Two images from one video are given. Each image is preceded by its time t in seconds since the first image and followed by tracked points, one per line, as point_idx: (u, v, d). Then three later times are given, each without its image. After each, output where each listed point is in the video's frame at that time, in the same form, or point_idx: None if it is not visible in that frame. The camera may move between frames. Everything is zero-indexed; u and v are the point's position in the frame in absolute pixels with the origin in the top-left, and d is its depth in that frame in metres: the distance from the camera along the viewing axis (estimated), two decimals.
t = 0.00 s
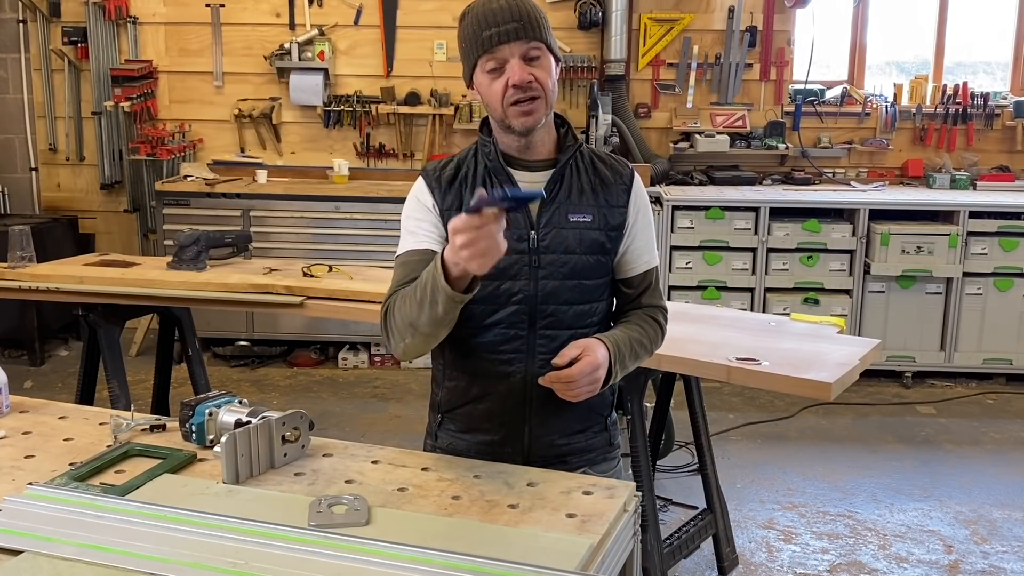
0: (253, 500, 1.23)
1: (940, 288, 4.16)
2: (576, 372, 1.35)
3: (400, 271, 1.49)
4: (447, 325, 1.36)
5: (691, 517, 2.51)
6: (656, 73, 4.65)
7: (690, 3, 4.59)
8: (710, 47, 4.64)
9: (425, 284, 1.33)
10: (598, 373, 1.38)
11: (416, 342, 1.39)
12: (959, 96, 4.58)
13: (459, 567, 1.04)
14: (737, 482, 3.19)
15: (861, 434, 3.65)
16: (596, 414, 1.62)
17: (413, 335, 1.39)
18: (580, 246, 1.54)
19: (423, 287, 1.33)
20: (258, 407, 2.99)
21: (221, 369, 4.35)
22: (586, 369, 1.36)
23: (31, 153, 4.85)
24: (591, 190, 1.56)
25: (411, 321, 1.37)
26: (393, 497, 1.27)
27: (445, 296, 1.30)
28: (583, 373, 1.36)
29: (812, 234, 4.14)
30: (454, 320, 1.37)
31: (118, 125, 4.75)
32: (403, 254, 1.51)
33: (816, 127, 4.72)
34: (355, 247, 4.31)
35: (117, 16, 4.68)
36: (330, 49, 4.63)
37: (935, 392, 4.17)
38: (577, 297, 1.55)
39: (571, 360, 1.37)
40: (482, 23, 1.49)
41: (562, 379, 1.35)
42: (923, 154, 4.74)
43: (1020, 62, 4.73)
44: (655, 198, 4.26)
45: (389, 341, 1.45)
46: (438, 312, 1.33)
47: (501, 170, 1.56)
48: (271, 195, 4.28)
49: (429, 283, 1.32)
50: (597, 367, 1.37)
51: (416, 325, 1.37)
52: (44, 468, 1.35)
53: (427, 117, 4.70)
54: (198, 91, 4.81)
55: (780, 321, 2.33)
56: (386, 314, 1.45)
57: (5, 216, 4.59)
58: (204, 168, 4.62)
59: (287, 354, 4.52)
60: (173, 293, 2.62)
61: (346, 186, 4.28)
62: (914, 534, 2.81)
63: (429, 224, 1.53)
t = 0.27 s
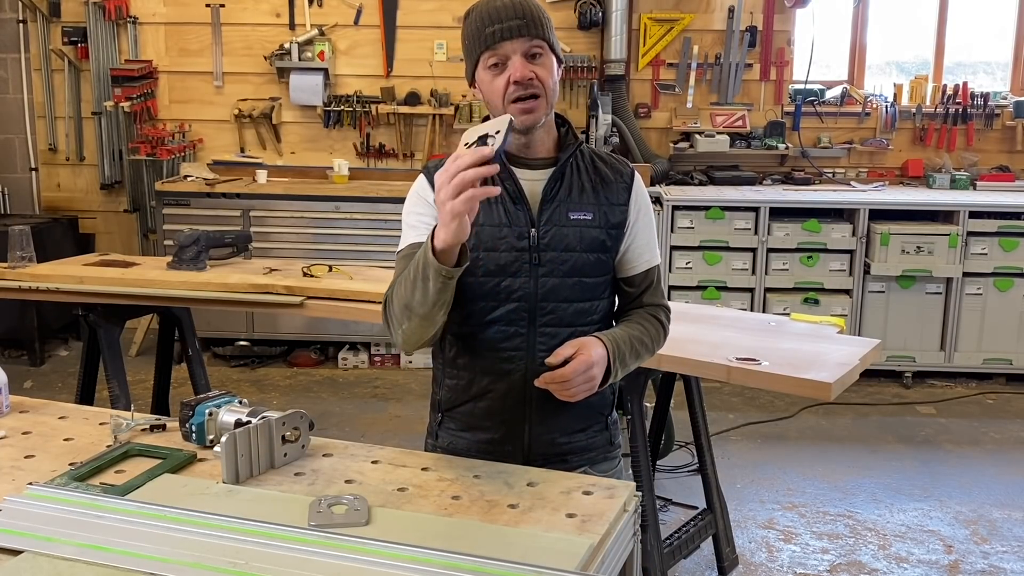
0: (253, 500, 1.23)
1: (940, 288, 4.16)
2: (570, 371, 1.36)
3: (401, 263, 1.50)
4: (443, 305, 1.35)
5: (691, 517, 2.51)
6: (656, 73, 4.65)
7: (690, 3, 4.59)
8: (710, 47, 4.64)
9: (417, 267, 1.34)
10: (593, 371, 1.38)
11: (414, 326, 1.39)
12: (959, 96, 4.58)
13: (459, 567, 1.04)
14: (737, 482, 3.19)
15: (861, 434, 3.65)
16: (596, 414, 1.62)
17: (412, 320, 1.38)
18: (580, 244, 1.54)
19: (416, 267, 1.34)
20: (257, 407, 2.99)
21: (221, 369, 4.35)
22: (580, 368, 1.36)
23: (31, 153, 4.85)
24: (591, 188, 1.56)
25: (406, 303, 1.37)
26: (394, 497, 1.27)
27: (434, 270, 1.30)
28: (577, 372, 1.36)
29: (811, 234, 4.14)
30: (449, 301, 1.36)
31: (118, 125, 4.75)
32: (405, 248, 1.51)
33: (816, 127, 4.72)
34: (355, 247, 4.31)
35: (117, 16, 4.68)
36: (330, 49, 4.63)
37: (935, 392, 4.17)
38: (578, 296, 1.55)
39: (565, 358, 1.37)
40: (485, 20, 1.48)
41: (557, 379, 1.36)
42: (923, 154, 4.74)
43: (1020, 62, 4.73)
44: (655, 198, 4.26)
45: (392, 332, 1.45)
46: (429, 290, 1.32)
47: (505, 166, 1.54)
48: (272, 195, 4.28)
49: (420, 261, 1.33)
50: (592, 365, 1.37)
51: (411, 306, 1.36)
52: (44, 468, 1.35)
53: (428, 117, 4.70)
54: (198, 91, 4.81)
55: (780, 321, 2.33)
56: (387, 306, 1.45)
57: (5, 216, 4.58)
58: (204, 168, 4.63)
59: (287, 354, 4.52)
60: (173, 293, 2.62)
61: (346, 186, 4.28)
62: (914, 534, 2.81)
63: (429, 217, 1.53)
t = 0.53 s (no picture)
0: (253, 500, 1.23)
1: (940, 288, 4.16)
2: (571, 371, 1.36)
3: (412, 262, 1.49)
4: (462, 308, 1.35)
5: (691, 517, 2.51)
6: (656, 73, 4.65)
7: (690, 3, 4.59)
8: (710, 47, 4.64)
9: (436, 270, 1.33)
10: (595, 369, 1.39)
11: (431, 327, 1.38)
12: (959, 96, 4.58)
13: (459, 567, 1.04)
14: (737, 482, 3.19)
15: (861, 435, 3.65)
16: (597, 413, 1.62)
17: (428, 321, 1.37)
18: (583, 243, 1.54)
19: (435, 270, 1.33)
20: (258, 407, 2.99)
21: (221, 369, 4.35)
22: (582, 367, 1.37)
23: (30, 153, 4.85)
24: (593, 188, 1.56)
25: (425, 305, 1.36)
26: (393, 497, 1.27)
27: (457, 276, 1.29)
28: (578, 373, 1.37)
29: (812, 235, 4.14)
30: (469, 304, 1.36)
31: (118, 125, 4.75)
32: (411, 245, 1.51)
33: (816, 127, 4.73)
34: (355, 247, 4.31)
35: (117, 16, 4.68)
36: (330, 49, 4.63)
37: (935, 392, 4.17)
38: (581, 294, 1.55)
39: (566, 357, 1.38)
40: (484, 25, 1.48)
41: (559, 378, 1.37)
42: (923, 154, 4.74)
43: (1020, 62, 4.73)
44: (655, 198, 4.26)
45: (406, 330, 1.44)
46: (451, 294, 1.32)
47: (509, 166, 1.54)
48: (272, 195, 4.28)
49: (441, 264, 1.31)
50: (594, 364, 1.38)
51: (430, 308, 1.35)
52: (44, 468, 1.35)
53: (427, 117, 4.70)
54: (198, 91, 4.81)
55: (781, 321, 2.33)
56: (399, 306, 1.44)
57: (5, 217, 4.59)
58: (204, 168, 4.63)
59: (287, 354, 4.52)
60: (172, 293, 2.62)
61: (346, 186, 4.28)
62: (914, 534, 2.82)
63: (437, 216, 1.53)
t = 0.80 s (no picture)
0: (253, 500, 1.23)
1: (940, 288, 4.16)
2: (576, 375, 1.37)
3: (413, 267, 1.49)
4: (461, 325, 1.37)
5: (691, 517, 2.51)
6: (656, 73, 4.65)
7: (690, 3, 4.59)
8: (710, 47, 4.64)
9: (437, 286, 1.35)
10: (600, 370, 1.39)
11: (432, 339, 1.40)
12: (959, 96, 4.58)
13: (459, 567, 1.04)
14: (737, 482, 3.19)
15: (861, 435, 3.65)
16: (597, 412, 1.61)
17: (429, 333, 1.39)
18: (583, 244, 1.54)
19: (438, 285, 1.34)
20: (257, 407, 3.00)
21: (221, 369, 4.35)
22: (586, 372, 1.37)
23: (30, 153, 4.85)
24: (594, 188, 1.56)
25: (426, 319, 1.38)
26: (393, 497, 1.27)
27: (459, 298, 1.31)
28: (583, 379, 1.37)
29: (812, 235, 4.14)
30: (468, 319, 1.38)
31: (118, 125, 4.75)
32: (412, 249, 1.51)
33: (816, 127, 4.73)
34: (355, 247, 4.31)
35: (118, 16, 4.68)
36: (330, 49, 4.63)
37: (935, 392, 4.17)
38: (582, 294, 1.55)
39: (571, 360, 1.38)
40: (480, 36, 1.47)
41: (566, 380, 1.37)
42: (923, 154, 4.74)
43: (1020, 62, 4.73)
44: (655, 198, 4.25)
45: (405, 337, 1.46)
46: (451, 313, 1.34)
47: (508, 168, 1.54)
48: (272, 195, 4.28)
49: (444, 281, 1.33)
50: (598, 367, 1.38)
51: (431, 323, 1.37)
52: (44, 468, 1.35)
53: (427, 117, 4.70)
54: (198, 91, 4.81)
55: (781, 321, 2.33)
56: (399, 311, 1.45)
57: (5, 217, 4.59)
58: (204, 168, 4.63)
59: (287, 354, 4.52)
60: (172, 293, 2.62)
61: (346, 186, 4.28)
62: (914, 534, 2.82)
63: (438, 218, 1.53)
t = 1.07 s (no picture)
0: (253, 500, 1.23)
1: (940, 288, 4.16)
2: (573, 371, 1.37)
3: (409, 269, 1.49)
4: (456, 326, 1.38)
5: (691, 517, 2.51)
6: (656, 73, 4.65)
7: (690, 3, 4.59)
8: (710, 47, 4.64)
9: (433, 288, 1.35)
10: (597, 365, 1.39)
11: (426, 340, 1.40)
12: (959, 96, 4.58)
13: (459, 567, 1.04)
14: (737, 482, 3.19)
15: (860, 435, 3.64)
16: (597, 412, 1.61)
17: (424, 335, 1.40)
18: (581, 243, 1.54)
19: (432, 287, 1.35)
20: (257, 407, 2.99)
21: (221, 369, 4.35)
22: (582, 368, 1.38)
23: (30, 153, 4.85)
24: (591, 187, 1.56)
25: (421, 320, 1.38)
26: (394, 497, 1.26)
27: (453, 301, 1.32)
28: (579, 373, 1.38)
29: (812, 234, 4.14)
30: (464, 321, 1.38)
31: (118, 125, 4.75)
32: (408, 251, 1.52)
33: (816, 127, 4.73)
34: (355, 247, 4.31)
35: (117, 16, 4.68)
36: (330, 49, 4.63)
37: (935, 392, 4.17)
38: (581, 295, 1.55)
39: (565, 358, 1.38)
40: (475, 35, 1.47)
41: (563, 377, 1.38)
42: (923, 154, 4.74)
43: (1020, 62, 4.73)
44: (655, 198, 4.25)
45: (402, 338, 1.46)
46: (446, 315, 1.34)
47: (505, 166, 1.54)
48: (271, 195, 4.28)
49: (438, 284, 1.33)
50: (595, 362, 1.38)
51: (426, 324, 1.38)
52: (44, 468, 1.35)
53: (428, 117, 4.70)
54: (198, 91, 4.81)
55: (780, 321, 2.33)
56: (394, 312, 1.46)
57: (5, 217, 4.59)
58: (204, 168, 4.63)
59: (287, 354, 4.52)
60: (172, 293, 2.62)
61: (346, 186, 4.28)
62: (914, 534, 2.81)
63: (434, 220, 1.54)
